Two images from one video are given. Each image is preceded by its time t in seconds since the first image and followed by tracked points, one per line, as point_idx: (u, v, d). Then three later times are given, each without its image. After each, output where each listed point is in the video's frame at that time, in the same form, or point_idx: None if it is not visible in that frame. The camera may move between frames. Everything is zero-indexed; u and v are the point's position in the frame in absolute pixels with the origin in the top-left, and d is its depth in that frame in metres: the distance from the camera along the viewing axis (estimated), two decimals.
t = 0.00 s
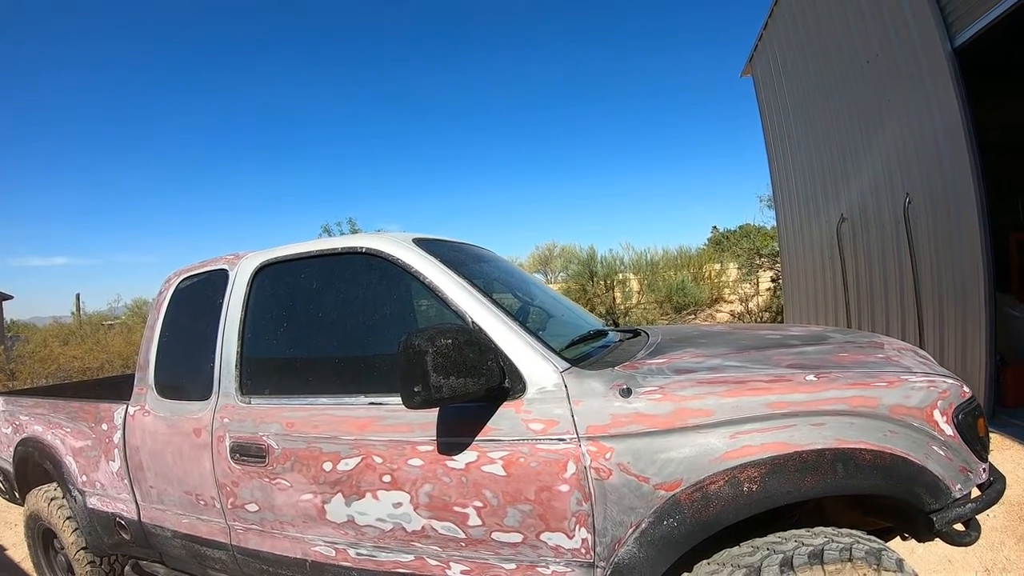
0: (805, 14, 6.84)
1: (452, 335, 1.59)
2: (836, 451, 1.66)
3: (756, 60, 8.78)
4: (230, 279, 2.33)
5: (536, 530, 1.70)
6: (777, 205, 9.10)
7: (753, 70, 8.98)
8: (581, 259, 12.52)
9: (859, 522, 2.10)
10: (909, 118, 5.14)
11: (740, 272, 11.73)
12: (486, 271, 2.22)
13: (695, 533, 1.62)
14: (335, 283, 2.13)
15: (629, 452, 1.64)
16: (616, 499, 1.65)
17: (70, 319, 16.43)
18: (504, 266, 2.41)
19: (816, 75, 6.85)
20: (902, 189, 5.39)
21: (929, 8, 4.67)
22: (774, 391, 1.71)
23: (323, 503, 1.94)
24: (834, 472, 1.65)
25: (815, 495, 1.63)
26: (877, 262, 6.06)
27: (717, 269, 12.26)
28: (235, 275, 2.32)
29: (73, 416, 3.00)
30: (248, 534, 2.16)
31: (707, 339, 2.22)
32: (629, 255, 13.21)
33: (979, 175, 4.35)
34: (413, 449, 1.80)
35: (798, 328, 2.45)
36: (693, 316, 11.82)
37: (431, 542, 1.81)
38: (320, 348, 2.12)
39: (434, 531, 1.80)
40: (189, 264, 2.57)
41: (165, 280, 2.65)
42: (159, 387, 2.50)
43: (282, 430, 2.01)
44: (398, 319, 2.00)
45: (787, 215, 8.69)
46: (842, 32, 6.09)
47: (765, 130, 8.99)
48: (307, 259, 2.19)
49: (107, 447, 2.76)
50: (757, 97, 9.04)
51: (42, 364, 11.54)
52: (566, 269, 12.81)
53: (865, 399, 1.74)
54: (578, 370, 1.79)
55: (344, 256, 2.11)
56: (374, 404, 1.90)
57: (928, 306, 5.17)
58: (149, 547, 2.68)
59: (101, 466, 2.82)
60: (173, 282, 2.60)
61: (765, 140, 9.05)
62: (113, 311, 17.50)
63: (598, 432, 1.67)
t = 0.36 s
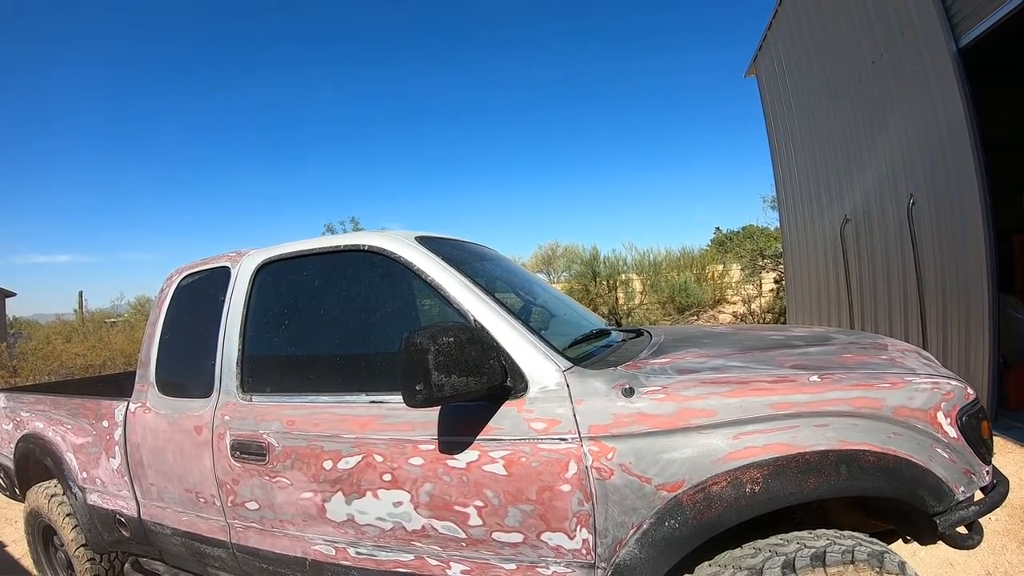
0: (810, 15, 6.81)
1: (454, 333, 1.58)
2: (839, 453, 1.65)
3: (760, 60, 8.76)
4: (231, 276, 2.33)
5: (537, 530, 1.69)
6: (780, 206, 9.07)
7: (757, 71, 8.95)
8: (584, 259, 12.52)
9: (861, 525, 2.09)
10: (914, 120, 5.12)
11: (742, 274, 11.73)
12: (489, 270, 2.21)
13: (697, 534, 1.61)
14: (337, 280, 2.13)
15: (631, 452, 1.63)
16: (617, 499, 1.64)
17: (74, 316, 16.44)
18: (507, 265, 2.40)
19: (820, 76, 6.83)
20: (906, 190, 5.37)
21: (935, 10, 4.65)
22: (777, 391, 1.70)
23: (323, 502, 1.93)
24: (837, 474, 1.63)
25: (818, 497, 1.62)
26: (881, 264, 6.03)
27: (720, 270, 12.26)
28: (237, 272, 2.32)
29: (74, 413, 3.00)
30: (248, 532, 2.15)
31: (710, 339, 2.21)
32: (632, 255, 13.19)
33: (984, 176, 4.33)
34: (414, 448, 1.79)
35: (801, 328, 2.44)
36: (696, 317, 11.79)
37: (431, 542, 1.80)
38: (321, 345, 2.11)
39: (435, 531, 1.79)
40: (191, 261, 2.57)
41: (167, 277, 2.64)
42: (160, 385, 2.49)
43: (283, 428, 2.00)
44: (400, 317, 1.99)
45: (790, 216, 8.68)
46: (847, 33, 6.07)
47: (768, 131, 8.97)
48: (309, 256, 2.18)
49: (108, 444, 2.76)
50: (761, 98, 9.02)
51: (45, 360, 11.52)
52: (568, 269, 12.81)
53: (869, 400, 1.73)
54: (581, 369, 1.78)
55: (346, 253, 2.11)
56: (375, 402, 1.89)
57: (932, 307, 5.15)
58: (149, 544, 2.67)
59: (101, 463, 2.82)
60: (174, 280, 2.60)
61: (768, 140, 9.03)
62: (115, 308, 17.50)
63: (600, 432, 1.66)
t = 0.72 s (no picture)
0: (810, 17, 6.81)
1: (454, 337, 1.58)
2: (840, 457, 1.64)
3: (760, 62, 8.76)
4: (231, 279, 2.32)
5: (537, 534, 1.68)
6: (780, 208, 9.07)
7: (757, 73, 8.95)
8: (584, 261, 12.53)
9: (862, 529, 2.08)
10: (914, 123, 5.12)
11: (743, 275, 11.69)
12: (489, 273, 2.21)
13: (697, 539, 1.61)
14: (336, 284, 2.12)
15: (631, 457, 1.63)
16: (617, 504, 1.63)
17: (74, 318, 16.45)
18: (507, 268, 2.40)
19: (820, 78, 6.83)
20: (906, 192, 5.37)
21: (935, 12, 4.65)
22: (778, 395, 1.69)
23: (322, 506, 1.93)
24: (838, 478, 1.63)
25: (819, 501, 1.61)
26: (881, 266, 6.03)
27: (721, 272, 12.25)
28: (236, 275, 2.31)
29: (74, 415, 2.99)
30: (247, 536, 2.15)
31: (711, 342, 2.21)
32: (632, 257, 13.19)
33: (984, 178, 4.33)
34: (413, 452, 1.78)
35: (802, 331, 2.44)
36: (696, 319, 11.77)
37: (431, 546, 1.80)
38: (320, 349, 2.11)
39: (434, 535, 1.79)
40: (190, 264, 2.57)
41: (166, 280, 2.64)
42: (159, 387, 2.49)
43: (281, 431, 2.00)
44: (400, 321, 1.99)
45: (791, 218, 8.67)
46: (847, 36, 6.07)
47: (768, 133, 8.97)
48: (309, 259, 2.18)
49: (107, 446, 2.75)
50: (761, 100, 9.02)
51: (46, 362, 11.52)
52: (568, 271, 12.80)
53: (870, 404, 1.72)
54: (581, 373, 1.78)
55: (346, 257, 2.10)
56: (375, 406, 1.88)
57: (932, 310, 5.15)
58: (148, 547, 2.67)
59: (101, 465, 2.81)
60: (174, 282, 2.60)
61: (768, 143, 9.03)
62: (116, 310, 17.49)
63: (600, 436, 1.65)
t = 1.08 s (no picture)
0: (804, 23, 6.85)
1: (442, 338, 1.58)
2: (826, 460, 1.65)
3: (753, 67, 8.80)
4: (221, 277, 2.32)
5: (523, 535, 1.69)
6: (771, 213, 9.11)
7: (751, 78, 8.99)
8: (574, 263, 12.54)
9: (848, 532, 2.10)
10: (905, 130, 5.16)
11: (733, 278, 11.64)
12: (478, 274, 2.21)
13: (682, 540, 1.62)
14: (326, 283, 2.12)
15: (618, 458, 1.64)
16: (603, 505, 1.64)
17: (62, 313, 16.33)
18: (496, 268, 2.40)
19: (813, 83, 6.88)
20: (896, 198, 5.41)
21: (928, 20, 4.69)
22: (764, 399, 1.71)
23: (309, 505, 1.92)
24: (823, 481, 1.64)
25: (803, 504, 1.63)
26: (870, 271, 6.07)
27: (710, 275, 12.27)
28: (226, 272, 2.31)
29: (62, 411, 2.98)
30: (235, 534, 2.14)
31: (699, 345, 2.22)
32: (623, 259, 13.23)
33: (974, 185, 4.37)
34: (401, 451, 1.79)
35: (789, 335, 2.46)
36: (686, 321, 11.83)
37: (418, 546, 1.80)
38: (309, 347, 2.11)
39: (421, 535, 1.79)
40: (180, 261, 2.56)
41: (157, 277, 2.63)
42: (148, 384, 2.48)
43: (270, 430, 2.00)
44: (389, 320, 1.99)
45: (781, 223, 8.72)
46: (840, 42, 6.11)
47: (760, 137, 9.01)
48: (299, 258, 2.18)
49: (95, 443, 2.74)
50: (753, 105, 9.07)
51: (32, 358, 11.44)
52: (559, 272, 12.82)
53: (856, 408, 1.74)
54: (569, 374, 1.79)
55: (336, 256, 2.10)
56: (363, 405, 1.88)
57: (920, 315, 5.19)
58: (135, 545, 2.66)
59: (88, 462, 2.80)
60: (163, 279, 2.59)
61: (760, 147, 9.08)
62: (104, 305, 17.36)
63: (586, 437, 1.66)
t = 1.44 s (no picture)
0: (783, 29, 6.94)
1: (417, 339, 1.59)
2: (798, 460, 1.67)
3: (733, 70, 8.88)
4: (197, 278, 2.30)
5: (499, 535, 1.70)
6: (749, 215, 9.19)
7: (730, 82, 9.08)
8: (553, 265, 12.58)
9: (824, 531, 2.12)
10: (881, 134, 5.24)
11: (711, 281, 11.69)
12: (454, 275, 2.22)
13: (657, 540, 1.63)
14: (303, 284, 2.12)
15: (592, 459, 1.65)
16: (578, 506, 1.65)
17: (35, 314, 16.06)
18: (472, 270, 2.41)
19: (791, 87, 6.96)
20: (872, 202, 5.49)
21: (905, 26, 4.77)
22: (738, 400, 1.73)
23: (286, 506, 1.92)
24: (796, 481, 1.66)
25: (777, 503, 1.65)
26: (846, 273, 6.15)
27: (689, 278, 12.32)
28: (203, 273, 2.29)
29: (37, 414, 2.94)
30: (212, 536, 2.12)
31: (674, 347, 2.24)
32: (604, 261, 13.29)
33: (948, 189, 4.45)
34: (377, 453, 1.78)
35: (764, 337, 2.49)
36: (665, 323, 11.89)
37: (395, 547, 1.80)
38: (285, 349, 2.10)
39: (398, 536, 1.79)
40: (157, 261, 2.54)
41: (133, 277, 2.61)
42: (124, 386, 2.45)
43: (246, 431, 1.99)
44: (365, 321, 1.99)
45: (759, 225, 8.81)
46: (818, 47, 6.20)
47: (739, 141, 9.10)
48: (276, 259, 2.17)
49: (70, 445, 2.71)
50: (733, 108, 9.15)
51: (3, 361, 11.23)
52: (539, 274, 12.85)
53: (828, 409, 1.77)
54: (544, 376, 1.80)
55: (312, 257, 2.10)
56: (339, 407, 1.88)
57: (895, 317, 5.27)
58: (110, 548, 2.62)
59: (64, 465, 2.77)
60: (140, 280, 2.56)
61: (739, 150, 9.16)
62: (80, 307, 17.09)
63: (561, 438, 1.67)
